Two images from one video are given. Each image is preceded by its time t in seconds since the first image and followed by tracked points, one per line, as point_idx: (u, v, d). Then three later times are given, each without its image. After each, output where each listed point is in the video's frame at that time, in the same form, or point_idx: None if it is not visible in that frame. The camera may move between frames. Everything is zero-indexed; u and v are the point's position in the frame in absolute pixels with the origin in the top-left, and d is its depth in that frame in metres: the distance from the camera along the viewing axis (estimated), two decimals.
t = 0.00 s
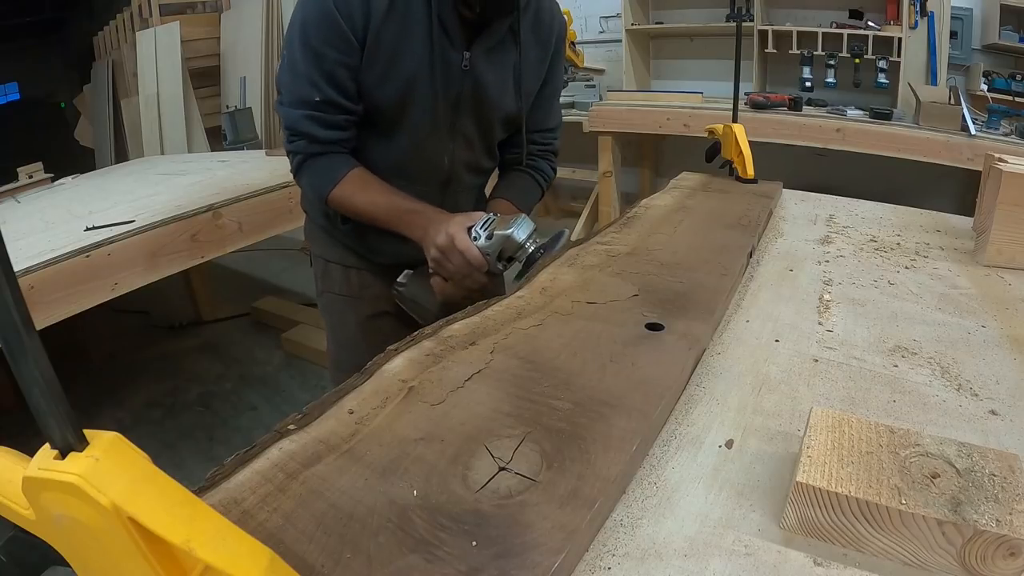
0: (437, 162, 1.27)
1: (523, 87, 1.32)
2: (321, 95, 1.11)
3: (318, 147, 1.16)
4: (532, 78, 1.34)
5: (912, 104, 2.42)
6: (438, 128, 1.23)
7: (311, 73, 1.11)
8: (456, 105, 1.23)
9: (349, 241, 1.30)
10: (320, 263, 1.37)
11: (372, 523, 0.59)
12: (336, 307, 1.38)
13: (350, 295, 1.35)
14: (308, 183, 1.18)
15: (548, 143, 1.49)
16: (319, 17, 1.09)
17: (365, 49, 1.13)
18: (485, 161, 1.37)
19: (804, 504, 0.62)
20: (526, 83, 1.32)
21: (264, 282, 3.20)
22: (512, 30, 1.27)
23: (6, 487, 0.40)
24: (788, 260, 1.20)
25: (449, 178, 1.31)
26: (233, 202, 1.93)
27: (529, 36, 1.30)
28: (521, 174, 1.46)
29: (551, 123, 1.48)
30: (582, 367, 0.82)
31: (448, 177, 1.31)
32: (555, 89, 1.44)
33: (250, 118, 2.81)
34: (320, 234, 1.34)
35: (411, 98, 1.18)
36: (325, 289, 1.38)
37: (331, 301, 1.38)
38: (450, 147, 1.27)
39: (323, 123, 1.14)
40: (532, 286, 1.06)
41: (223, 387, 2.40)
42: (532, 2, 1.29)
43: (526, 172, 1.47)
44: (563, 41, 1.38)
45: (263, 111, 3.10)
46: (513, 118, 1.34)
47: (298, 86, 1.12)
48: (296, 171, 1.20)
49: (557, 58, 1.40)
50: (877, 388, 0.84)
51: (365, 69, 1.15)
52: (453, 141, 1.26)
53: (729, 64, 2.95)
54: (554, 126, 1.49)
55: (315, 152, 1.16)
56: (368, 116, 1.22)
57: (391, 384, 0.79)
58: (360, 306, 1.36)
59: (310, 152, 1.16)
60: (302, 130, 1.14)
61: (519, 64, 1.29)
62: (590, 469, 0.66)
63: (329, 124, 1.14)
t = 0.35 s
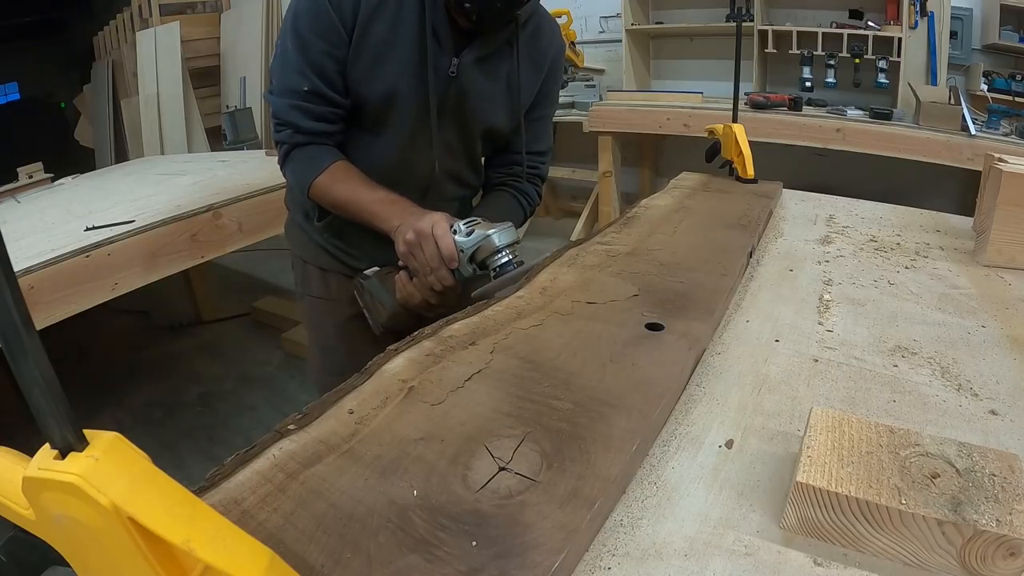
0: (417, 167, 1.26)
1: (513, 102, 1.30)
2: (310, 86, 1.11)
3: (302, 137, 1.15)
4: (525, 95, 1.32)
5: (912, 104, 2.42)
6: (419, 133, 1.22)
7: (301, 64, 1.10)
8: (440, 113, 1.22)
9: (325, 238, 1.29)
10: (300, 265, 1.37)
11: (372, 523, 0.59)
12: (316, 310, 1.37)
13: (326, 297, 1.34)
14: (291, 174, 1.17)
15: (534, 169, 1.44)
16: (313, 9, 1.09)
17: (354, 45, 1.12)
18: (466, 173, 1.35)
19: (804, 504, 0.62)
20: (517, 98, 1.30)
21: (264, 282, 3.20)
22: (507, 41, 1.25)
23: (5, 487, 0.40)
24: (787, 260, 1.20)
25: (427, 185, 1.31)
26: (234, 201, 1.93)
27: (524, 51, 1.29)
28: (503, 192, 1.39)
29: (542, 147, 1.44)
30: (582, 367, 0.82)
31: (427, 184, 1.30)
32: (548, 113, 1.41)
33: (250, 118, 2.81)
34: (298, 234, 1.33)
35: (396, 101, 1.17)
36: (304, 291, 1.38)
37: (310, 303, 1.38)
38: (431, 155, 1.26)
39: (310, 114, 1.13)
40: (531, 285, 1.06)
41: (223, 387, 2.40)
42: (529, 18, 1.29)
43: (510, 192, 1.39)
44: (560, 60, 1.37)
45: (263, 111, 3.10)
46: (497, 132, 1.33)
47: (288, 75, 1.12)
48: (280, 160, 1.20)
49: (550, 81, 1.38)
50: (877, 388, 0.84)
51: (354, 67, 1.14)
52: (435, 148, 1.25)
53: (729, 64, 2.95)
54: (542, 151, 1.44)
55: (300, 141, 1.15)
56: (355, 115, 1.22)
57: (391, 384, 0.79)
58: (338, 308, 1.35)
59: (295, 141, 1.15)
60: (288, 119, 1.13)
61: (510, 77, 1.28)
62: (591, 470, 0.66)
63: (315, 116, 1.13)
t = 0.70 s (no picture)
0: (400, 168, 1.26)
1: (506, 102, 1.29)
2: (282, 78, 1.09)
3: (272, 127, 1.13)
4: (519, 93, 1.30)
5: (912, 104, 2.42)
6: (405, 133, 1.21)
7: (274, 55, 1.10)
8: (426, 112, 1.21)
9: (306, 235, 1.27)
10: (288, 272, 1.36)
11: (372, 523, 0.59)
12: (307, 317, 1.37)
13: (317, 303, 1.34)
14: (259, 162, 1.14)
15: (529, 172, 1.40)
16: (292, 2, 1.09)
17: (333, 40, 1.12)
18: (455, 174, 1.34)
19: (804, 504, 0.62)
20: (510, 97, 1.29)
21: (264, 282, 3.20)
22: (503, 38, 1.25)
23: (5, 487, 0.40)
24: (787, 260, 1.20)
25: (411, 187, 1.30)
26: (234, 201, 1.93)
27: (520, 47, 1.28)
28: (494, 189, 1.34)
29: (541, 152, 1.42)
30: (582, 367, 0.82)
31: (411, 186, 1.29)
32: (547, 116, 1.40)
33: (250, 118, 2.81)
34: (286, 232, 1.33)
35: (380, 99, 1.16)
36: (293, 297, 1.37)
37: (301, 309, 1.37)
38: (416, 156, 1.25)
39: (279, 103, 1.11)
40: (531, 286, 1.06)
41: (223, 387, 2.40)
42: (527, 16, 1.28)
43: (501, 188, 1.34)
44: (562, 57, 1.37)
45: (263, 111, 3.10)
46: (490, 134, 1.31)
47: (263, 66, 1.11)
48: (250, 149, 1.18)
49: (548, 81, 1.37)
50: (876, 387, 0.84)
51: (333, 62, 1.14)
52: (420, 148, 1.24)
53: (729, 64, 2.95)
54: (544, 155, 1.42)
55: (268, 130, 1.13)
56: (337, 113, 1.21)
57: (392, 384, 0.79)
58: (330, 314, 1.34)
59: (263, 129, 1.13)
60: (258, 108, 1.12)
61: (501, 75, 1.27)
62: (591, 470, 0.66)
63: (284, 106, 1.11)
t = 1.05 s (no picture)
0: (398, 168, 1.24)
1: (501, 95, 1.29)
2: (263, 83, 1.09)
3: (253, 131, 1.13)
4: (514, 83, 1.29)
5: (912, 104, 2.42)
6: (401, 132, 1.20)
7: (258, 60, 1.09)
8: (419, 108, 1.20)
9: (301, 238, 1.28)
10: (283, 277, 1.37)
11: (372, 524, 0.59)
12: (302, 321, 1.37)
13: (312, 308, 1.35)
14: (241, 166, 1.15)
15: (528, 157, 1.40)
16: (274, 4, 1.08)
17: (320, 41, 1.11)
18: (455, 169, 1.33)
19: (804, 504, 0.62)
20: (504, 88, 1.28)
21: (264, 282, 3.20)
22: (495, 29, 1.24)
23: (5, 487, 0.40)
24: (787, 260, 1.20)
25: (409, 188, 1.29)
26: (233, 202, 1.93)
27: (513, 36, 1.27)
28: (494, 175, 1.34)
29: (541, 137, 1.40)
30: (582, 367, 0.82)
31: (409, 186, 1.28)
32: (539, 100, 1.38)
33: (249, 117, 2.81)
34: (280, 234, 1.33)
35: (370, 98, 1.15)
36: (288, 302, 1.38)
37: (297, 314, 1.38)
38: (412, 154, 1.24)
39: (263, 109, 1.11)
40: (531, 285, 1.06)
41: (223, 387, 2.40)
42: (517, 3, 1.27)
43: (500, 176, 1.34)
44: (556, 41, 1.35)
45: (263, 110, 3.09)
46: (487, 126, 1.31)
47: (246, 71, 1.11)
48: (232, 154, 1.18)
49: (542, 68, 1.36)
50: (876, 387, 0.84)
51: (319, 63, 1.13)
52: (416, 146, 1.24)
53: (729, 64, 2.95)
54: (542, 140, 1.41)
55: (249, 134, 1.13)
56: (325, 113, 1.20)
57: (391, 384, 0.79)
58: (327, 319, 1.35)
59: (243, 133, 1.13)
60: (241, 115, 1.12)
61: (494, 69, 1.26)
62: (590, 470, 0.66)
63: (264, 109, 1.11)
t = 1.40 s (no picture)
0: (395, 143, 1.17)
1: (480, 47, 1.23)
2: (218, 92, 1.04)
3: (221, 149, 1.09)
4: (488, 33, 1.24)
5: (912, 104, 2.42)
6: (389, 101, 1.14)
7: (208, 70, 1.03)
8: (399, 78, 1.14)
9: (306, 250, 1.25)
10: (287, 295, 1.32)
11: (372, 524, 0.59)
12: (308, 340, 1.33)
13: (324, 325, 1.31)
14: (215, 187, 1.11)
15: (523, 105, 1.36)
16: (211, 9, 1.01)
17: (272, 34, 1.04)
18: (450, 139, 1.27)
19: (804, 504, 0.62)
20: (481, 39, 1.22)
21: (264, 281, 3.20)
22: None
23: (5, 487, 0.40)
24: (788, 260, 1.20)
25: (412, 164, 1.21)
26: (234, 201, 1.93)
27: None
28: (495, 138, 1.33)
29: (527, 84, 1.36)
30: (582, 367, 0.82)
31: (411, 161, 1.20)
32: (518, 44, 1.31)
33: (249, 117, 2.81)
34: (281, 260, 1.29)
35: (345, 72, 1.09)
36: (294, 320, 1.33)
37: (302, 334, 1.34)
38: (405, 125, 1.17)
39: (223, 120, 1.07)
40: (532, 285, 1.06)
41: (223, 387, 2.40)
42: None
43: (501, 137, 1.33)
44: None
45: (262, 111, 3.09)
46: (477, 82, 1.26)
47: (198, 84, 1.05)
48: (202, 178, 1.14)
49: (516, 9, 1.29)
50: (876, 387, 0.84)
51: (276, 55, 1.06)
52: (408, 118, 1.17)
53: (729, 64, 2.95)
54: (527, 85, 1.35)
55: (219, 153, 1.09)
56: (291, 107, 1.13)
57: (391, 384, 0.79)
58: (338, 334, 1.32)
59: (209, 152, 1.09)
60: (203, 130, 1.07)
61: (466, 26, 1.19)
62: (590, 470, 0.66)
63: (226, 121, 1.07)
